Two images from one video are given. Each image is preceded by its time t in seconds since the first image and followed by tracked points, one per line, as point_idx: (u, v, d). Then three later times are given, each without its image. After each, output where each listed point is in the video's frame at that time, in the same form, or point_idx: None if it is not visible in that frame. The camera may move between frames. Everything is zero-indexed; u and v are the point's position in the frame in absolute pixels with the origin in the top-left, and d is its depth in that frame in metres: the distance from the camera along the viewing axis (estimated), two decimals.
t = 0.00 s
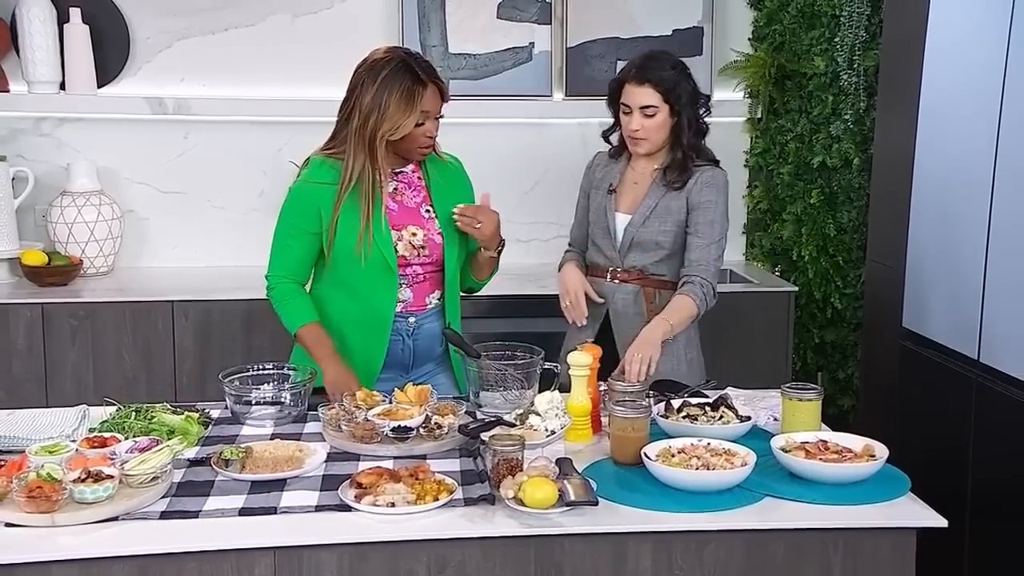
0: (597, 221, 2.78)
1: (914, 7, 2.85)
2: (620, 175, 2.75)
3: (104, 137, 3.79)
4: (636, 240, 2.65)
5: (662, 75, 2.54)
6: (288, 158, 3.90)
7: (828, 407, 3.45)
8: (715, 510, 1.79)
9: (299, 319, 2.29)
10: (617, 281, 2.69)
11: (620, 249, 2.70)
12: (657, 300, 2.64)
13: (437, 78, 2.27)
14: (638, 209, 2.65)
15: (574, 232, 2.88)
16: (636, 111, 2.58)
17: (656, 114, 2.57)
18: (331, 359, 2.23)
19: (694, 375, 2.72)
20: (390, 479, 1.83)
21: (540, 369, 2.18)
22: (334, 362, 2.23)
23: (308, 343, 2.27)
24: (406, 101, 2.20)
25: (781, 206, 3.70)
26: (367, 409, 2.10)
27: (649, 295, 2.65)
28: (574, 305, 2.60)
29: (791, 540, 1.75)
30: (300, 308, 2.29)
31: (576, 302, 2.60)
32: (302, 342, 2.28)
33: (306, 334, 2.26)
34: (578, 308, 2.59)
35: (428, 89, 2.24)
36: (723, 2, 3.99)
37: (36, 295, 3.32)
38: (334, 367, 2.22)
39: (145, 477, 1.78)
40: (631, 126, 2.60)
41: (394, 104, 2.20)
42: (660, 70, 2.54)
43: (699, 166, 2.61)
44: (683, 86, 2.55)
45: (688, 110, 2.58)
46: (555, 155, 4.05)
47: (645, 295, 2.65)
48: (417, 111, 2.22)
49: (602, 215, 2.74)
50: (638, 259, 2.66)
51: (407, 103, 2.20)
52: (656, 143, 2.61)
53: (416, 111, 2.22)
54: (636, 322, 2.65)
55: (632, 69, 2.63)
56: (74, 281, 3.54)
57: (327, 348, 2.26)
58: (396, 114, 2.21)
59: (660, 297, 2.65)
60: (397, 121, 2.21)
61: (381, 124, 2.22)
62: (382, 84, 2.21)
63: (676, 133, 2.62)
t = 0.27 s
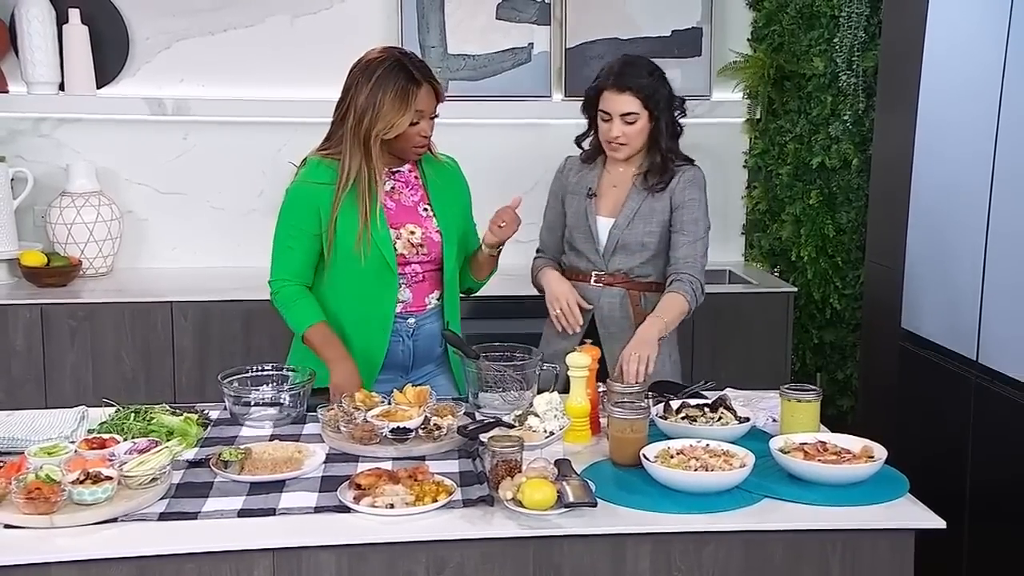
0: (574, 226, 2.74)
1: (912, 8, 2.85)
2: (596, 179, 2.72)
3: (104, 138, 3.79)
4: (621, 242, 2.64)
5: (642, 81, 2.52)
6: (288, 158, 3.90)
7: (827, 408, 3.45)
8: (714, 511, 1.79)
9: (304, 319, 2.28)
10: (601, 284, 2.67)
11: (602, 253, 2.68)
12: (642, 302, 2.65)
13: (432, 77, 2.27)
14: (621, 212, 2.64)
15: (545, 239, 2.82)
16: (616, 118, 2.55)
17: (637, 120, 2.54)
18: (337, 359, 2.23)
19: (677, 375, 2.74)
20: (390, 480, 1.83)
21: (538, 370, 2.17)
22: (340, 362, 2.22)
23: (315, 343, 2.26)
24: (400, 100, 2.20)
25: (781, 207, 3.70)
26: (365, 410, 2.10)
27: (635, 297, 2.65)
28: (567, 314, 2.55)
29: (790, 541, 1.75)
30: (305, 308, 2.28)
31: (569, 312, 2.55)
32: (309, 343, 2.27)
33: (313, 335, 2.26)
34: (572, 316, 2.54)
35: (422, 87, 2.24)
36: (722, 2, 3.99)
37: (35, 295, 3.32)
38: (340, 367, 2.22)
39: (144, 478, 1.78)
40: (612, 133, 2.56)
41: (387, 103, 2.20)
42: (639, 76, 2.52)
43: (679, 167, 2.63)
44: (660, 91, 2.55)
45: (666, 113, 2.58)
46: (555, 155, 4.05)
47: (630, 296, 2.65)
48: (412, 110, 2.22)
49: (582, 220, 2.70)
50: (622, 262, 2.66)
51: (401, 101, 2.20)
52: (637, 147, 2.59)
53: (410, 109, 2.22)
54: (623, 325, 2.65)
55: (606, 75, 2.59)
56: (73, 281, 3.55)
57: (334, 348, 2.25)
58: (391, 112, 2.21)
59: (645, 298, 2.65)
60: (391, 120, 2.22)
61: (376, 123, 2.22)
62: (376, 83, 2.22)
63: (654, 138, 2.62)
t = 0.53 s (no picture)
0: (563, 228, 2.72)
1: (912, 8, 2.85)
2: (584, 181, 2.71)
3: (104, 139, 3.79)
4: (614, 244, 2.64)
5: (632, 87, 2.51)
6: (287, 159, 3.90)
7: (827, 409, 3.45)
8: (713, 513, 1.79)
9: (303, 319, 2.28)
10: (595, 285, 2.66)
11: (595, 255, 2.67)
12: (637, 302, 2.65)
13: (428, 76, 2.28)
14: (612, 214, 2.64)
15: (532, 241, 2.79)
16: (609, 123, 2.52)
17: (630, 125, 2.52)
18: (338, 360, 2.23)
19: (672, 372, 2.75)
20: (389, 481, 1.83)
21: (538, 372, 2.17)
22: (341, 362, 2.22)
23: (315, 344, 2.26)
24: (396, 99, 2.21)
25: (780, 208, 3.70)
26: (365, 412, 2.10)
27: (629, 298, 2.64)
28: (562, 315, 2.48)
29: (789, 543, 1.75)
30: (305, 308, 2.28)
31: (564, 313, 2.48)
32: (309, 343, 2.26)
33: (313, 335, 2.25)
34: (568, 318, 2.47)
35: (417, 86, 2.24)
36: (722, 3, 3.99)
37: (35, 296, 3.33)
38: (340, 368, 2.22)
39: (144, 480, 1.78)
40: (603, 137, 2.54)
41: (383, 102, 2.21)
42: (629, 81, 2.51)
43: (667, 167, 2.64)
44: (649, 95, 2.55)
45: (655, 116, 2.58)
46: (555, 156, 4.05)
47: (625, 296, 2.64)
48: (407, 108, 2.22)
49: (572, 221, 2.69)
50: (615, 263, 2.65)
51: (396, 100, 2.21)
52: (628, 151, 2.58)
53: (406, 108, 2.22)
54: (619, 325, 2.64)
55: (595, 79, 2.57)
56: (73, 282, 3.55)
57: (334, 349, 2.25)
58: (386, 111, 2.21)
59: (639, 298, 2.65)
60: (387, 119, 2.22)
61: (371, 122, 2.22)
62: (372, 82, 2.22)
63: (642, 141, 2.62)
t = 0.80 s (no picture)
0: (568, 230, 2.71)
1: (913, 10, 2.85)
2: (587, 184, 2.69)
3: (105, 139, 3.80)
4: (622, 246, 2.64)
5: (633, 93, 2.49)
6: (288, 160, 3.90)
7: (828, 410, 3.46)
8: (714, 515, 1.79)
9: (303, 321, 2.28)
10: (602, 287, 2.66)
11: (602, 257, 2.67)
12: (645, 303, 2.66)
13: (427, 77, 2.28)
14: (619, 217, 2.63)
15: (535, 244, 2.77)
16: (610, 128, 2.51)
17: (632, 130, 2.51)
18: (338, 361, 2.23)
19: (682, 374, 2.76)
20: (390, 483, 1.83)
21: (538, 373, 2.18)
22: (341, 364, 2.22)
23: (315, 345, 2.25)
24: (395, 100, 2.21)
25: (781, 209, 3.70)
26: (366, 413, 2.10)
27: (638, 300, 2.65)
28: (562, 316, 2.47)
29: (789, 544, 1.75)
30: (305, 310, 2.28)
31: (564, 314, 2.46)
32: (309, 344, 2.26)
33: (313, 337, 2.25)
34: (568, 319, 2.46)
35: (417, 88, 2.24)
36: (723, 4, 3.99)
37: (37, 297, 3.33)
38: (340, 369, 2.22)
39: (145, 481, 1.78)
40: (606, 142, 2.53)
41: (382, 103, 2.21)
42: (631, 86, 2.49)
43: (670, 168, 2.64)
44: (650, 99, 2.53)
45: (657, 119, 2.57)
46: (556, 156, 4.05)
47: (633, 298, 2.65)
48: (406, 110, 2.22)
49: (578, 224, 2.68)
50: (623, 265, 2.65)
51: (395, 101, 2.21)
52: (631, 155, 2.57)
53: (405, 110, 2.22)
54: (628, 326, 2.65)
55: (594, 84, 2.55)
56: (74, 283, 3.55)
57: (334, 351, 2.25)
58: (385, 113, 2.21)
59: (647, 299, 2.66)
60: (386, 120, 2.22)
61: (370, 123, 2.22)
62: (371, 83, 2.22)
63: (643, 145, 2.61)
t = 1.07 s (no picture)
0: (592, 231, 2.71)
1: (913, 11, 2.86)
2: (610, 183, 2.69)
3: (105, 140, 3.80)
4: (651, 246, 2.66)
5: (653, 92, 2.53)
6: (288, 161, 3.90)
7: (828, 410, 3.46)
8: (713, 516, 1.79)
9: (303, 323, 2.28)
10: (629, 286, 2.68)
11: (627, 257, 2.68)
12: (672, 299, 2.69)
13: (426, 78, 2.28)
14: (647, 215, 2.65)
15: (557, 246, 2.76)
16: (627, 127, 2.55)
17: (650, 128, 2.55)
18: (338, 363, 2.23)
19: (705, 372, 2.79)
20: (390, 485, 1.83)
21: (538, 374, 2.19)
22: (341, 365, 2.22)
23: (315, 347, 2.25)
24: (394, 101, 2.21)
25: (781, 209, 3.70)
26: (366, 414, 2.10)
27: (666, 297, 2.68)
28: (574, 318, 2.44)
29: (789, 546, 1.75)
30: (305, 312, 2.28)
31: (578, 316, 2.44)
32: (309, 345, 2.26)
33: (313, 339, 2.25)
34: (580, 321, 2.43)
35: (416, 89, 2.24)
36: (722, 4, 3.99)
37: (36, 298, 3.33)
38: (340, 371, 2.22)
39: (145, 483, 1.78)
40: (623, 141, 2.56)
41: (381, 105, 2.21)
42: (649, 86, 2.53)
43: (694, 166, 2.68)
44: (670, 99, 2.57)
45: (677, 118, 2.61)
46: (556, 157, 4.05)
47: (662, 295, 2.68)
48: (405, 111, 2.22)
49: (604, 225, 2.68)
50: (651, 263, 2.67)
51: (394, 102, 2.21)
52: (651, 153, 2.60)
53: (404, 111, 2.22)
54: (656, 324, 2.68)
55: (611, 84, 2.59)
56: (74, 285, 3.55)
57: (334, 352, 2.25)
58: (385, 114, 2.22)
59: (675, 295, 2.70)
60: (385, 121, 2.22)
61: (369, 124, 2.23)
62: (370, 84, 2.23)
63: (663, 145, 2.65)
